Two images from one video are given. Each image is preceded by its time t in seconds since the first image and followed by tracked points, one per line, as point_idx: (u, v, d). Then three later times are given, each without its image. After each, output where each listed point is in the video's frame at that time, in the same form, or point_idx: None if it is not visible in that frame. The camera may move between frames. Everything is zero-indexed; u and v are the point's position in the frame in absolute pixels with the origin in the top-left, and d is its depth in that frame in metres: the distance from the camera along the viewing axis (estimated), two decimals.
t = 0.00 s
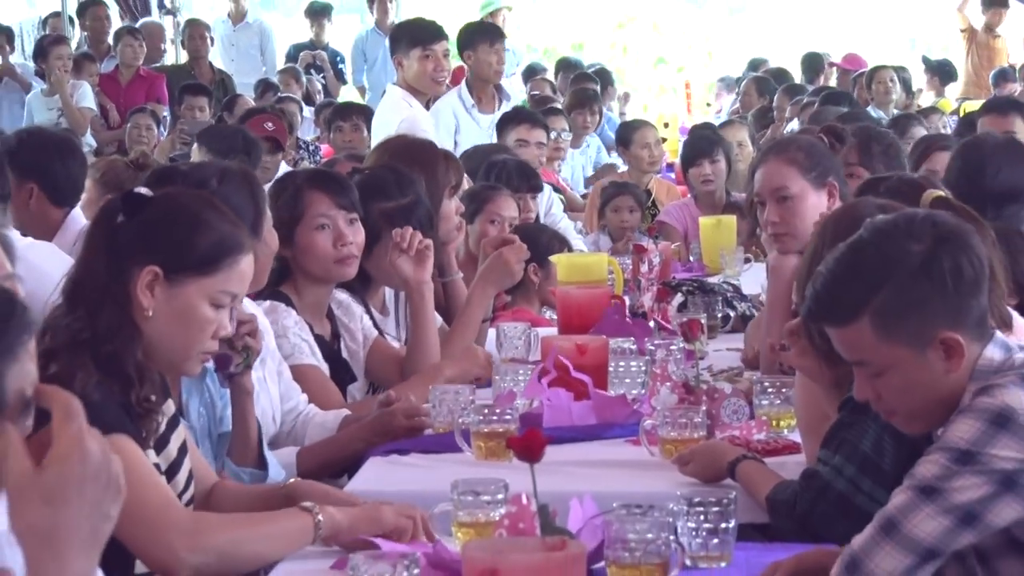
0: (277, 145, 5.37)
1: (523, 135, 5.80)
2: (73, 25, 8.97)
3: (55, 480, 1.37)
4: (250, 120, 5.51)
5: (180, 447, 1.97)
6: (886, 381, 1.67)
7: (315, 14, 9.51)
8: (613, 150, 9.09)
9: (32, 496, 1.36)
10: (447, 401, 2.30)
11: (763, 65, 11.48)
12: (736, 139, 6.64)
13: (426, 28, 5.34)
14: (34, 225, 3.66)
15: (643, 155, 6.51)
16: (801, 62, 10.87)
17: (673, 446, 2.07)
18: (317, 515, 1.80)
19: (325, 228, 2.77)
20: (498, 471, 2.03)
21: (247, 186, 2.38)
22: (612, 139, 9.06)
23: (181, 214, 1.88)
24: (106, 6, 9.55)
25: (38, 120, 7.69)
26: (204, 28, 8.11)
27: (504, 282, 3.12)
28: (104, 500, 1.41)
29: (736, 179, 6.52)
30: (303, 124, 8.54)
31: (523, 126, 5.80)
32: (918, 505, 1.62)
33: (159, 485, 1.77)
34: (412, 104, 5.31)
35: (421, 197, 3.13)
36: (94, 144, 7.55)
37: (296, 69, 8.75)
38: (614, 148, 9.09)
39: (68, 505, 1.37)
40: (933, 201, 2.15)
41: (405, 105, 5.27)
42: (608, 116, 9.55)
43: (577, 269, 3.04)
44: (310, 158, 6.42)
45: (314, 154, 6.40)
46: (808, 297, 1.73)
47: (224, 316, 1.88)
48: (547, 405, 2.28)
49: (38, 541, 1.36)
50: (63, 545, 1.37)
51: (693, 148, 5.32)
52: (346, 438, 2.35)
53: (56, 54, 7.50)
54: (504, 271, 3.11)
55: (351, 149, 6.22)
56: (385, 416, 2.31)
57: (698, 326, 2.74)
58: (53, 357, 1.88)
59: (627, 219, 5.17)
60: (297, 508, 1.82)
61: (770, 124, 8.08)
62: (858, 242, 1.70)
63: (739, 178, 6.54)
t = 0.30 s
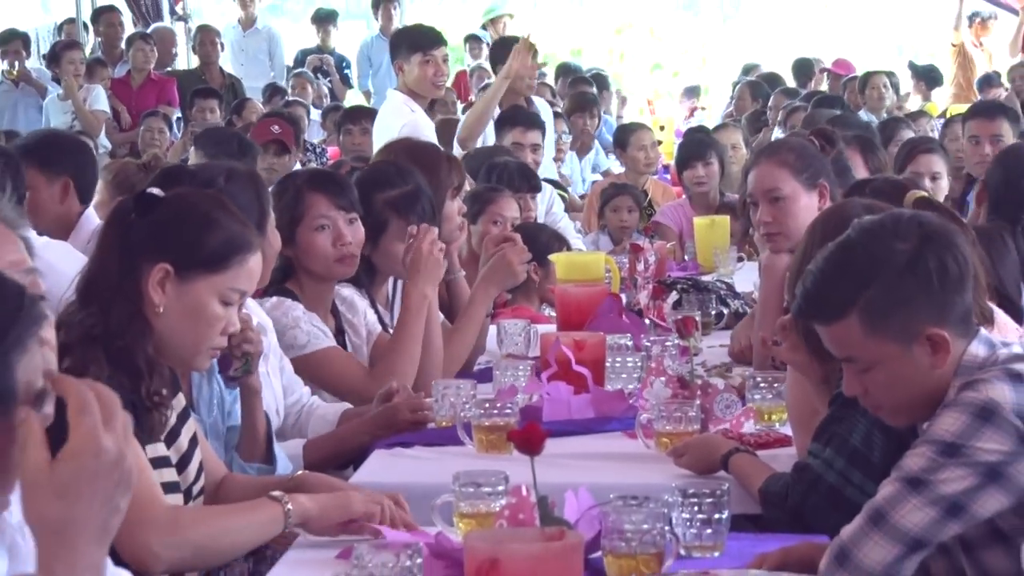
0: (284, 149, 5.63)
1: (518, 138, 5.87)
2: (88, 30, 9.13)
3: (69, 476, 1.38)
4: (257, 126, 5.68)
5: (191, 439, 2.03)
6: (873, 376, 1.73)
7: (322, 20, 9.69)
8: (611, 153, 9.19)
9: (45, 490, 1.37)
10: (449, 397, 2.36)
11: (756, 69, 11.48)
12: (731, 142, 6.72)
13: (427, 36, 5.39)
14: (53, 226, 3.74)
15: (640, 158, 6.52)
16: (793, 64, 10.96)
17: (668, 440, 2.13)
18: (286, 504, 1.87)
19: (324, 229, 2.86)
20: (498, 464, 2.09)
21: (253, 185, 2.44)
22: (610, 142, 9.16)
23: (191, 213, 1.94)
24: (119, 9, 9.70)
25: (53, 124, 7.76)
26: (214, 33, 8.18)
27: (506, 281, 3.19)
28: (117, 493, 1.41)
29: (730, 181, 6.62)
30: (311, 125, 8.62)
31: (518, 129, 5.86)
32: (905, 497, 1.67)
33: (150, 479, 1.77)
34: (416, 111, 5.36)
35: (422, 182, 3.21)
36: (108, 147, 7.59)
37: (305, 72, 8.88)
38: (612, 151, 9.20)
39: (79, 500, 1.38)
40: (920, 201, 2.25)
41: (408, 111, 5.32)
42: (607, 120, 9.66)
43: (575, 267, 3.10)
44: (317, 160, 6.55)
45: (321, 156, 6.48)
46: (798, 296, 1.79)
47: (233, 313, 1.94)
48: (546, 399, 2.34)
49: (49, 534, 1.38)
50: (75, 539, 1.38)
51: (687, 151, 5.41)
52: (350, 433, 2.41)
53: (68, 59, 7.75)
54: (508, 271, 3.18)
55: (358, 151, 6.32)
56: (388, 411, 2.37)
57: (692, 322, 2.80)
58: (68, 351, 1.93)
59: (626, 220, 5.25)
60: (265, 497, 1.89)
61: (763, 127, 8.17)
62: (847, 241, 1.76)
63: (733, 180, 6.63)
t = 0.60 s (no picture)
0: (290, 150, 5.74)
1: (532, 140, 5.93)
2: (103, 36, 9.31)
3: (71, 466, 1.25)
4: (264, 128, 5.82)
5: (202, 433, 2.09)
6: (867, 370, 1.78)
7: (328, 26, 10.15)
8: (610, 155, 9.33)
9: (46, 481, 1.25)
10: (453, 390, 2.43)
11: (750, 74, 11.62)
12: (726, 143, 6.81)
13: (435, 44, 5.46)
14: (73, 224, 4.11)
15: (640, 159, 6.60)
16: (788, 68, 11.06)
17: (665, 432, 2.19)
18: (243, 505, 1.92)
19: (331, 229, 2.93)
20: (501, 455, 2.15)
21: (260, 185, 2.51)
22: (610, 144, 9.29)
23: (201, 214, 2.00)
24: (133, 15, 9.89)
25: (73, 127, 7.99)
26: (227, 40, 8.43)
27: (512, 282, 3.27)
28: (119, 480, 1.30)
29: (726, 182, 6.73)
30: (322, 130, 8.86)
31: (531, 131, 5.92)
32: (897, 488, 1.73)
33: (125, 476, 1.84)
34: (420, 114, 5.40)
35: (425, 174, 3.36)
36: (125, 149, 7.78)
37: (319, 77, 9.26)
38: (611, 153, 9.33)
39: (81, 491, 1.26)
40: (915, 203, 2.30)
41: (412, 114, 5.37)
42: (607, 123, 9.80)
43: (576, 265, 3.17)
44: (327, 161, 6.86)
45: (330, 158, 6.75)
46: (794, 292, 1.84)
47: (243, 311, 2.00)
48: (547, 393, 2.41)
49: (51, 525, 1.26)
50: (76, 530, 1.26)
51: (683, 153, 5.53)
52: (360, 425, 2.52)
53: (86, 64, 7.96)
54: (514, 271, 3.27)
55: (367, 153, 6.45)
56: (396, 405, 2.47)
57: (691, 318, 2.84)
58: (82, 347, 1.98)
59: (626, 219, 5.36)
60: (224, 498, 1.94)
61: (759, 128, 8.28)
62: (841, 239, 1.82)
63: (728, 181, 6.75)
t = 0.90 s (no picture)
0: (297, 153, 6.09)
1: (538, 144, 6.07)
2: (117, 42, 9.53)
3: (89, 459, 1.21)
4: (275, 131, 6.19)
5: (213, 427, 2.14)
6: (858, 365, 1.84)
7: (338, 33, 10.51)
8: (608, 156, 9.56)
9: (63, 475, 1.19)
10: (457, 385, 2.53)
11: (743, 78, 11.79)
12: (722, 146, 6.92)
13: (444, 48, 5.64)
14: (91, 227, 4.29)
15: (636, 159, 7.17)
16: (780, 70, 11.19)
17: (663, 426, 2.25)
18: (235, 507, 1.95)
19: (343, 229, 3.06)
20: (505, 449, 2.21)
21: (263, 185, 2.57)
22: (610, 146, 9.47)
23: (207, 214, 2.06)
24: (148, 23, 10.12)
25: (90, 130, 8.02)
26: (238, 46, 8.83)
27: (512, 279, 3.35)
28: (135, 474, 1.25)
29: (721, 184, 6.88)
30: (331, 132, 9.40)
31: (537, 135, 6.06)
32: (887, 480, 1.79)
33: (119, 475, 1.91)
34: (428, 120, 5.59)
35: (427, 170, 3.47)
36: (141, 152, 7.87)
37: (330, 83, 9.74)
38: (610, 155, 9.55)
39: (98, 484, 1.22)
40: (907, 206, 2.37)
41: (420, 120, 5.55)
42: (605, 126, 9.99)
43: (576, 264, 3.23)
44: (334, 164, 7.28)
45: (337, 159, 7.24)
46: (787, 290, 1.90)
47: (250, 308, 2.06)
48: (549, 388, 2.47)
49: (68, 518, 1.22)
50: (94, 521, 1.22)
51: (678, 155, 5.71)
52: (370, 417, 2.65)
53: (105, 69, 7.94)
54: (514, 269, 3.36)
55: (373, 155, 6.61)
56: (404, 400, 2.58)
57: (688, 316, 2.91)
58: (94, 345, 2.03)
59: (624, 218, 5.50)
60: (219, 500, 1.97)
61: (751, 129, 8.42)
62: (834, 238, 1.88)
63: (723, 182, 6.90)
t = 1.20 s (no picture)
0: (304, 152, 6.21)
1: (531, 144, 6.26)
2: (132, 46, 9.71)
3: (108, 451, 1.25)
4: (283, 132, 6.29)
5: (221, 418, 2.20)
6: (847, 359, 1.90)
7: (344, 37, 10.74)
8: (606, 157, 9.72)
9: (83, 466, 1.24)
10: (462, 378, 2.59)
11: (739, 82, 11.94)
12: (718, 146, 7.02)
13: (458, 53, 5.86)
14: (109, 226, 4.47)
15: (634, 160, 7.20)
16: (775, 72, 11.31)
17: (659, 419, 2.31)
18: (276, 499, 1.99)
19: (364, 225, 3.17)
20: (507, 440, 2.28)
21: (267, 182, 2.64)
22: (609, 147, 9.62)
23: (214, 211, 2.12)
24: (162, 27, 10.30)
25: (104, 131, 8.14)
26: (249, 49, 9.08)
27: (512, 273, 3.45)
28: (155, 467, 1.30)
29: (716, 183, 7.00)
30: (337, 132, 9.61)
31: (531, 136, 6.27)
32: (877, 470, 1.85)
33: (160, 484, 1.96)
34: (435, 121, 5.69)
35: (427, 165, 3.58)
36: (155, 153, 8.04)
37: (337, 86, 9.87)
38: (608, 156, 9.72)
39: (117, 473, 1.26)
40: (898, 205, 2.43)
41: (428, 120, 5.65)
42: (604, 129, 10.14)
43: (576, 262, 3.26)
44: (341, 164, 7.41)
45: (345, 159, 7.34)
46: (778, 287, 1.97)
47: (258, 301, 2.12)
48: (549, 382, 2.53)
49: (83, 504, 1.26)
50: (113, 509, 1.26)
51: (674, 157, 5.80)
52: (374, 407, 2.74)
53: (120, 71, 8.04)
54: (513, 265, 3.46)
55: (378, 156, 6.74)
56: (410, 394, 2.67)
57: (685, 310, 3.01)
58: (106, 341, 2.06)
59: (620, 217, 5.57)
60: (261, 490, 2.01)
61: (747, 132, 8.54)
62: (824, 236, 1.94)
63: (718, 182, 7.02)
